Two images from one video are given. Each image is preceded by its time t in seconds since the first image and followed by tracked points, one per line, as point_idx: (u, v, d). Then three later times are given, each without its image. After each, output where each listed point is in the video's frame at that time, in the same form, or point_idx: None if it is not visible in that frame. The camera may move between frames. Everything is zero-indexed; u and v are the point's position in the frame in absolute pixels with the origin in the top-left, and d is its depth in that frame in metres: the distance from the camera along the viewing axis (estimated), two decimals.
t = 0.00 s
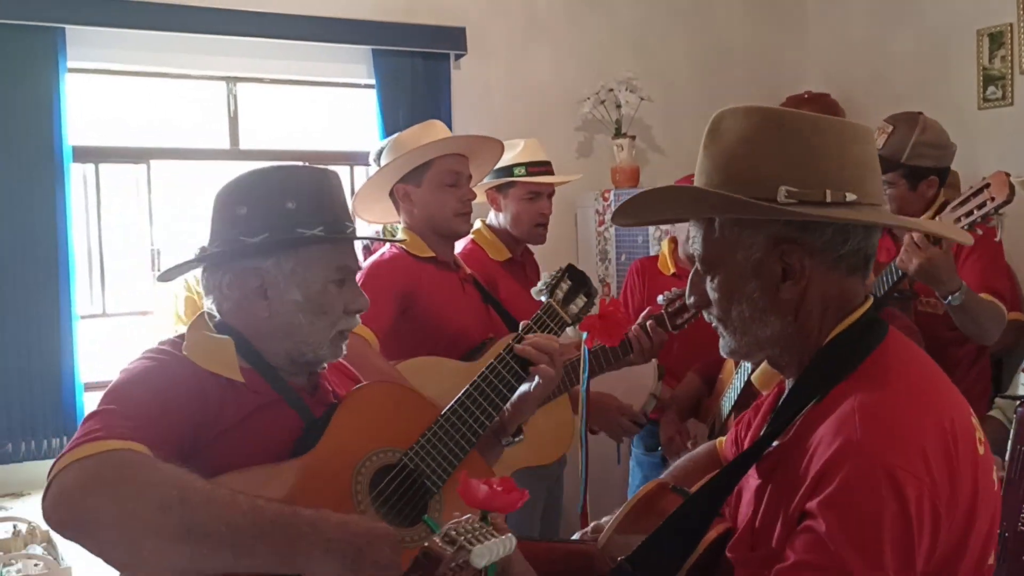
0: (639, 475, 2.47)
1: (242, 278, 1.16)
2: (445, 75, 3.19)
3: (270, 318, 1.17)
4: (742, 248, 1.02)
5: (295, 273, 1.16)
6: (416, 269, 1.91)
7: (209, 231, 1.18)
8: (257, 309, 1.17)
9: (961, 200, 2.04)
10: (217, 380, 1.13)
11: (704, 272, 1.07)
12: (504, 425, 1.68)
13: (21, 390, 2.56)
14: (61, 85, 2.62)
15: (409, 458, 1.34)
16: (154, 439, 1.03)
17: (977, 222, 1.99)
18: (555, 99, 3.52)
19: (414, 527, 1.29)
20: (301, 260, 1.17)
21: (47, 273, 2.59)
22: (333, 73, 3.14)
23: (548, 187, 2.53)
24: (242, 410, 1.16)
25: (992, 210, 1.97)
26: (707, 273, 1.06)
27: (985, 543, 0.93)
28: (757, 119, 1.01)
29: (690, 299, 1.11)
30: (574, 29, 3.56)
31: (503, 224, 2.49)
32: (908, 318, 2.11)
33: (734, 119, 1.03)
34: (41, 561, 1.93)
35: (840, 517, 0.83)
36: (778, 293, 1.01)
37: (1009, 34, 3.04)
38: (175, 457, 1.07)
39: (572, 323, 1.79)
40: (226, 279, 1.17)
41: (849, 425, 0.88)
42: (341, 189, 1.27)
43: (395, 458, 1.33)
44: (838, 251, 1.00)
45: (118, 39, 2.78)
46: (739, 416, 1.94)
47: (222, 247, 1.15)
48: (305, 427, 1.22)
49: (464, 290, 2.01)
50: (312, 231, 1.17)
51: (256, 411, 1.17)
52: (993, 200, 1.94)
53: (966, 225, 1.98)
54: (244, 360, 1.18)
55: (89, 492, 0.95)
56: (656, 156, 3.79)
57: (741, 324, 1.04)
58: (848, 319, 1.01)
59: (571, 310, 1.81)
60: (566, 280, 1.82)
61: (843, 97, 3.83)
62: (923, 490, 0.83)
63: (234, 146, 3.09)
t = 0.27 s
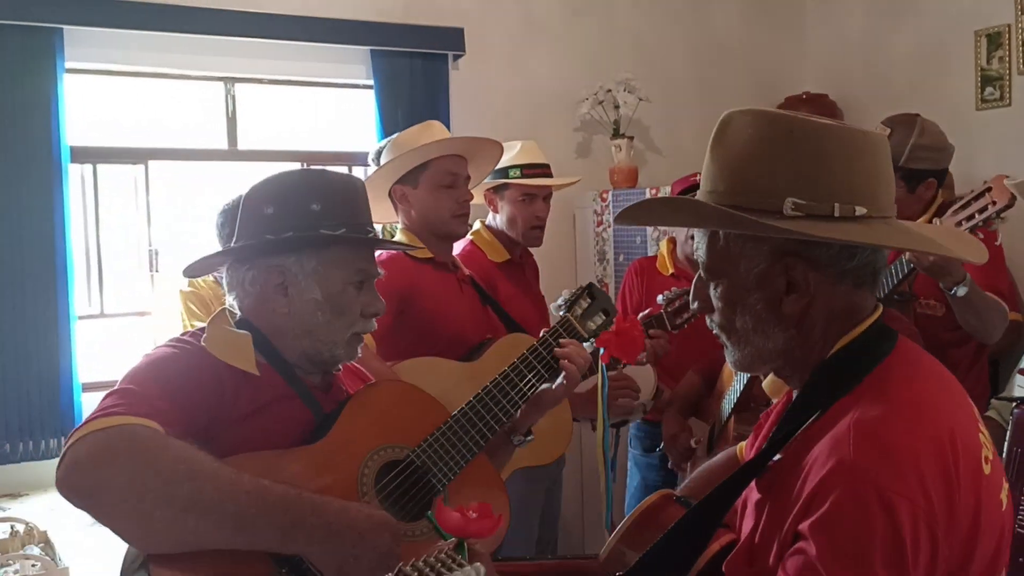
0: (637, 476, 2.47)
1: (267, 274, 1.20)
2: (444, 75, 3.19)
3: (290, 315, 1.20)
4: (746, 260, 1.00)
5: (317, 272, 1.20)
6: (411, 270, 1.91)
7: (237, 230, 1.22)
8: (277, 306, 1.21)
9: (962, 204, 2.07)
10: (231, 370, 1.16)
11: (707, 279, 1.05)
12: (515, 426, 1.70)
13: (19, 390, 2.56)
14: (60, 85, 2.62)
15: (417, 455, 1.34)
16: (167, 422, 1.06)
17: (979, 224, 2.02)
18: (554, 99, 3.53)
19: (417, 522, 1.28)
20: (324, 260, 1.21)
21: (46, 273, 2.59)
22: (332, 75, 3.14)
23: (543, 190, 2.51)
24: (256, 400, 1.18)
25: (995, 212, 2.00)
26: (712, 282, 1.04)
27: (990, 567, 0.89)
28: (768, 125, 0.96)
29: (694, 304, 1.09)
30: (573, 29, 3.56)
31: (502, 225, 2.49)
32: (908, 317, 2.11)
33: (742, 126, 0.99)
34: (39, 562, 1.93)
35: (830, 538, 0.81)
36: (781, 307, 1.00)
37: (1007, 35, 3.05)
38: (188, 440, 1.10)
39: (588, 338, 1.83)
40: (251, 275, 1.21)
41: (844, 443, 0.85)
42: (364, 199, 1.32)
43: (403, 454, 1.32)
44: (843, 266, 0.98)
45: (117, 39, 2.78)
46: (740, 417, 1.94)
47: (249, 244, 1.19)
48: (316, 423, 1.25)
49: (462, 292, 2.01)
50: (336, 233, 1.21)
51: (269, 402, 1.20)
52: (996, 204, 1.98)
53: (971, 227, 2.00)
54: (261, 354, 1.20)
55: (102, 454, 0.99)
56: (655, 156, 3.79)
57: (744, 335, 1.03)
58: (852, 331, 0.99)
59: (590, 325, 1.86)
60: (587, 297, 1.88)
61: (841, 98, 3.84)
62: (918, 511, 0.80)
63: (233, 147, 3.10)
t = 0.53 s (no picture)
0: (636, 475, 2.48)
1: (279, 271, 1.21)
2: (442, 74, 3.19)
3: (299, 313, 1.22)
4: (762, 264, 0.99)
5: (328, 273, 1.21)
6: (411, 272, 1.92)
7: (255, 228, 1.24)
8: (287, 303, 1.22)
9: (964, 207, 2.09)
10: (242, 366, 1.18)
11: (721, 277, 1.05)
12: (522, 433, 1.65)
13: (17, 389, 2.56)
14: (58, 85, 2.62)
15: (417, 454, 1.34)
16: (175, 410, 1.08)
17: (981, 227, 2.04)
18: (552, 98, 3.53)
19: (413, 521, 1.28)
20: (336, 260, 1.22)
21: (44, 272, 2.59)
22: (330, 74, 3.14)
23: (538, 188, 2.52)
24: (263, 393, 1.20)
25: (998, 215, 2.02)
26: (726, 280, 1.04)
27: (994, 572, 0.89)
28: (799, 131, 0.93)
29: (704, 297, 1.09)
30: (572, 28, 3.57)
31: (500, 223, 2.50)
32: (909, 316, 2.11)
33: (771, 122, 0.95)
34: (37, 561, 1.93)
35: (835, 543, 0.82)
36: (795, 312, 0.99)
37: (1005, 34, 3.05)
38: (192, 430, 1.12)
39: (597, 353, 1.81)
40: (264, 272, 1.22)
41: (850, 448, 0.86)
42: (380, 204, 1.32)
43: (403, 453, 1.33)
44: (861, 276, 0.97)
45: (114, 38, 2.77)
46: (739, 416, 1.95)
47: (263, 240, 1.20)
48: (321, 420, 1.26)
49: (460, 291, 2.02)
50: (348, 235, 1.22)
51: (274, 397, 1.21)
52: (1000, 208, 2.00)
53: (975, 230, 2.01)
54: (270, 351, 1.22)
55: (109, 437, 1.00)
56: (654, 156, 3.80)
57: (756, 335, 1.03)
58: (864, 335, 0.99)
59: (599, 339, 1.83)
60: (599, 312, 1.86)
61: (839, 97, 3.84)
62: (922, 518, 0.80)
63: (231, 146, 3.10)
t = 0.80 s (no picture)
0: (636, 475, 2.49)
1: (283, 275, 1.25)
2: (441, 76, 3.21)
3: (299, 316, 1.24)
4: (779, 264, 1.01)
5: (328, 277, 1.23)
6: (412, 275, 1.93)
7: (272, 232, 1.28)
8: (288, 306, 1.25)
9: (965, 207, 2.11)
10: (247, 365, 1.21)
11: (735, 273, 1.06)
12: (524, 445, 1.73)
13: (19, 391, 2.58)
14: (58, 89, 2.64)
15: (416, 455, 1.36)
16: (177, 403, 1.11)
17: (982, 228, 2.06)
18: (551, 100, 3.55)
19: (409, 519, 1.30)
20: (336, 266, 1.24)
21: (45, 275, 2.61)
22: (329, 76, 3.16)
23: (532, 188, 2.55)
24: (266, 392, 1.23)
25: (998, 216, 2.04)
26: (739, 276, 1.05)
27: (1004, 566, 0.91)
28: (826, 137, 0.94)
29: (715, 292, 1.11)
30: (570, 30, 3.59)
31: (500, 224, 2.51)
32: (909, 316, 2.12)
33: (801, 123, 0.96)
34: (41, 564, 1.94)
35: (850, 539, 0.83)
36: (808, 312, 1.01)
37: (1002, 34, 3.08)
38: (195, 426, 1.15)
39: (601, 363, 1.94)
40: (269, 275, 1.26)
41: (863, 447, 0.88)
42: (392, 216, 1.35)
43: (402, 453, 1.35)
44: (876, 281, 0.99)
45: (113, 41, 2.79)
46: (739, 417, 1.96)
47: (267, 244, 1.24)
48: (321, 417, 1.28)
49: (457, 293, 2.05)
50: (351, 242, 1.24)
51: (277, 397, 1.24)
52: (1000, 208, 2.02)
53: (976, 231, 2.03)
54: (274, 352, 1.25)
55: (105, 425, 1.03)
56: (652, 156, 3.82)
57: (765, 333, 1.05)
58: (873, 335, 1.01)
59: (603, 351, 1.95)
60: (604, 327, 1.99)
61: (837, 97, 3.87)
62: (935, 514, 0.82)
63: (230, 148, 3.12)
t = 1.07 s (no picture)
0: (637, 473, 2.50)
1: (281, 272, 1.27)
2: (441, 75, 3.22)
3: (291, 313, 1.26)
4: (780, 253, 1.01)
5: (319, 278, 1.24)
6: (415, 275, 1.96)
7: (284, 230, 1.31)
8: (283, 303, 1.27)
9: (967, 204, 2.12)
10: (252, 360, 1.24)
11: (736, 261, 1.07)
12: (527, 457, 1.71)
13: (21, 390, 2.58)
14: (59, 89, 2.65)
15: (414, 453, 1.36)
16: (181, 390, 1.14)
17: (985, 223, 2.07)
18: (552, 98, 3.55)
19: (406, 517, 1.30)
20: (329, 267, 1.24)
21: (47, 274, 2.62)
22: (330, 76, 3.17)
23: (531, 185, 2.56)
24: (269, 387, 1.25)
25: (1001, 212, 2.05)
26: (741, 263, 1.06)
27: (1002, 555, 0.91)
28: (831, 128, 0.95)
29: (713, 278, 1.11)
30: (571, 28, 3.59)
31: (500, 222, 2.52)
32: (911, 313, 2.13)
33: (809, 116, 0.97)
34: (43, 562, 1.95)
35: (849, 526, 0.84)
36: (808, 302, 1.02)
37: (1003, 31, 3.08)
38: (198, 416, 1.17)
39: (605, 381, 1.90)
40: (273, 272, 1.29)
41: (862, 435, 0.88)
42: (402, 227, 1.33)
43: (399, 452, 1.35)
44: (877, 274, 0.99)
45: (114, 41, 2.80)
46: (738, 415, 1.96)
47: (269, 242, 1.26)
48: (325, 416, 1.30)
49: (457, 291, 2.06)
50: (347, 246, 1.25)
51: (279, 392, 1.26)
52: (1002, 204, 2.03)
53: (979, 227, 2.04)
54: (279, 350, 1.27)
55: (106, 401, 1.04)
56: (654, 154, 3.82)
57: (764, 321, 1.05)
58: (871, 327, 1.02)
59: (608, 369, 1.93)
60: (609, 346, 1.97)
61: (838, 95, 3.87)
62: (934, 502, 0.82)
63: (232, 148, 3.13)
